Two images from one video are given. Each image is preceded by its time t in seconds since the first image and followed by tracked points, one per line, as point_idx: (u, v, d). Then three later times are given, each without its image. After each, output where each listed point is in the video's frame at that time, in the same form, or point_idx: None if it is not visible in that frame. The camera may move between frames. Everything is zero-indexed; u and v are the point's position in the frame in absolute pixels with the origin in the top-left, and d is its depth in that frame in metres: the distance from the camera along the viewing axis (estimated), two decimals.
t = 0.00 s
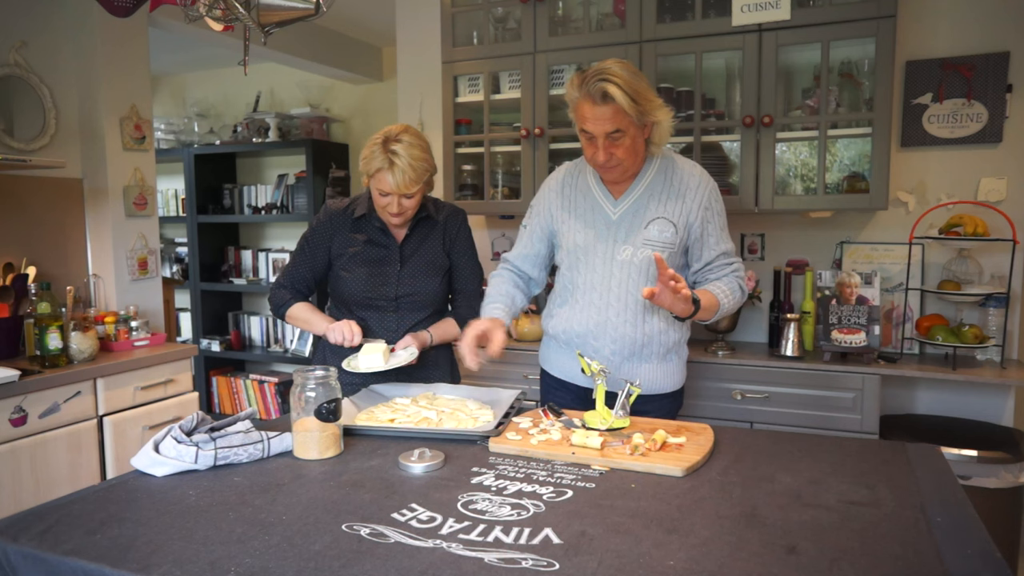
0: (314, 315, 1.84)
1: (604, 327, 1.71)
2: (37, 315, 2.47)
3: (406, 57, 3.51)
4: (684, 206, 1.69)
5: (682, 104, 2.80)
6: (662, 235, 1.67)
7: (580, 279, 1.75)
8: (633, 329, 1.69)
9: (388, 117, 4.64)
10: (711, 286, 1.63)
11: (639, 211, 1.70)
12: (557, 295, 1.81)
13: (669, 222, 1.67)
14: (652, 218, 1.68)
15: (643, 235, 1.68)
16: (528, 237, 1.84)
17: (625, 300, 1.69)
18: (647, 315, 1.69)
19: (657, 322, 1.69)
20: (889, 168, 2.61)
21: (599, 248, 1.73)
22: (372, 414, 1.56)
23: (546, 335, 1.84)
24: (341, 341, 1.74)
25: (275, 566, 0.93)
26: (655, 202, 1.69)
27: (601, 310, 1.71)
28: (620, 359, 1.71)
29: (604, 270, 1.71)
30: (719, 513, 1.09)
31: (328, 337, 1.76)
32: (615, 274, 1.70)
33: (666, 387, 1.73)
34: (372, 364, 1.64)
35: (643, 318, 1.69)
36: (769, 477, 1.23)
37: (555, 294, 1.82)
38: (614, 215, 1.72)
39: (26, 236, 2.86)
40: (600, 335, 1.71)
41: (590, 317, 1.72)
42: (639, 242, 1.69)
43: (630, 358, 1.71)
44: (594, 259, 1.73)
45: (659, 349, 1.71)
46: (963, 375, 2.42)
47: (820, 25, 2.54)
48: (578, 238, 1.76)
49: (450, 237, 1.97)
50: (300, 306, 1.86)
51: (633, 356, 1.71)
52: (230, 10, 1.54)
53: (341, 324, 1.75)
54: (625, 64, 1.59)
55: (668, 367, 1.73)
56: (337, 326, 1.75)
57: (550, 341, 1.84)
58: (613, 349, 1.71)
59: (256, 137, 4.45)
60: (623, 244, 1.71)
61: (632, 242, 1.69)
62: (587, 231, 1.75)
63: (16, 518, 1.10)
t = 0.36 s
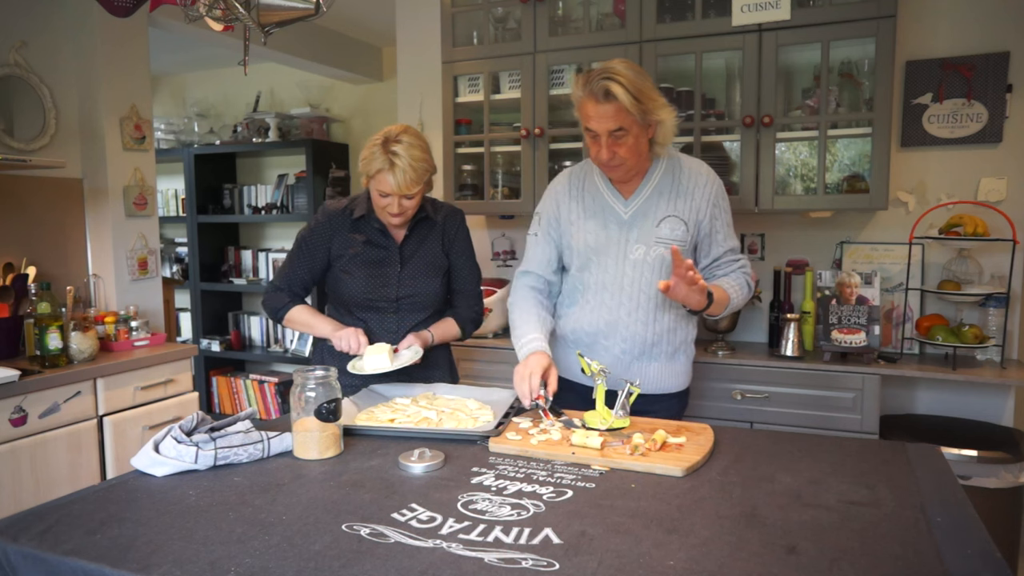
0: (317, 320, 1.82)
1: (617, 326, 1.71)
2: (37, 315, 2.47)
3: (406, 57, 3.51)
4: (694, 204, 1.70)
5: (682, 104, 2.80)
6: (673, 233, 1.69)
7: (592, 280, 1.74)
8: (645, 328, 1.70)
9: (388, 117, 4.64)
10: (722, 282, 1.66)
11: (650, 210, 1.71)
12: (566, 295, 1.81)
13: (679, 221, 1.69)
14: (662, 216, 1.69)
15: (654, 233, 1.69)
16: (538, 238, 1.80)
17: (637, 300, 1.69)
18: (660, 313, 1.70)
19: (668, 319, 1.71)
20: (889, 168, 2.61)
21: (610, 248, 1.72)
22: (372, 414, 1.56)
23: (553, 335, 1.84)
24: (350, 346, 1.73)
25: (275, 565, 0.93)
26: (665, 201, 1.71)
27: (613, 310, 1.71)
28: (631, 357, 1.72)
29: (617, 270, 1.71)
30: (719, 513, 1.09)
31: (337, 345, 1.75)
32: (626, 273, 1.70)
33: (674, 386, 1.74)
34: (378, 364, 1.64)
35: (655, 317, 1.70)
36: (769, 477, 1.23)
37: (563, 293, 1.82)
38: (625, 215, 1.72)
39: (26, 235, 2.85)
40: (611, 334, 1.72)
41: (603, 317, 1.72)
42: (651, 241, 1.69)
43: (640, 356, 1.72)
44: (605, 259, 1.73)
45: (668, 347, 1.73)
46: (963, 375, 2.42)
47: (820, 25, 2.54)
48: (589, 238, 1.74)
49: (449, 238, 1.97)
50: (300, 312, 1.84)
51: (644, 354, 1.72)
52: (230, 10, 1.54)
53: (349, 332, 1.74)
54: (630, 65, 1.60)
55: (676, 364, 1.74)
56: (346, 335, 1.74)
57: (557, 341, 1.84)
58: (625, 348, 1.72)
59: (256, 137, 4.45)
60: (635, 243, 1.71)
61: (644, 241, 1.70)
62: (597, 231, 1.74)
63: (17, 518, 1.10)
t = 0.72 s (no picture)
0: (321, 318, 1.77)
1: (619, 327, 1.71)
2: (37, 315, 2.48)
3: (406, 57, 3.51)
4: (697, 205, 1.71)
5: (682, 104, 2.80)
6: (677, 234, 1.69)
7: (594, 279, 1.74)
8: (647, 328, 1.70)
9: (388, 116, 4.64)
10: (726, 285, 1.67)
11: (653, 210, 1.71)
12: (568, 295, 1.81)
13: (683, 222, 1.69)
14: (666, 218, 1.70)
15: (658, 234, 1.69)
16: (542, 239, 1.81)
17: (641, 301, 1.69)
18: (661, 314, 1.70)
19: (671, 320, 1.71)
20: (889, 168, 2.61)
21: (613, 248, 1.73)
22: (372, 414, 1.56)
23: (555, 335, 1.84)
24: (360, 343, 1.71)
25: (275, 566, 0.93)
26: (669, 202, 1.71)
27: (615, 310, 1.71)
28: (633, 357, 1.72)
29: (619, 270, 1.71)
30: (719, 513, 1.09)
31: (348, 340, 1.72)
32: (630, 273, 1.70)
33: (677, 386, 1.74)
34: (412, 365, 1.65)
35: (657, 317, 1.70)
36: (769, 477, 1.23)
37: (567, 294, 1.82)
38: (629, 215, 1.73)
39: (26, 235, 2.85)
40: (615, 334, 1.72)
41: (605, 317, 1.72)
42: (654, 242, 1.70)
43: (643, 356, 1.72)
44: (608, 259, 1.73)
45: (671, 347, 1.72)
46: (963, 375, 2.42)
47: (820, 25, 2.54)
48: (592, 238, 1.74)
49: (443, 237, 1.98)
50: (300, 315, 1.78)
51: (646, 354, 1.72)
52: (230, 10, 1.54)
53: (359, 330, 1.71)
54: (632, 68, 1.60)
55: (679, 365, 1.74)
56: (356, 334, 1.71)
57: (558, 341, 1.83)
58: (627, 349, 1.72)
59: (256, 137, 4.45)
60: (638, 243, 1.71)
61: (647, 241, 1.70)
62: (601, 231, 1.74)
63: (16, 518, 1.10)
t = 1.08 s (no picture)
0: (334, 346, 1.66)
1: (607, 327, 1.73)
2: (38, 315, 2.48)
3: (406, 57, 3.51)
4: (689, 208, 1.69)
5: (682, 104, 2.80)
6: (666, 238, 1.69)
7: (585, 279, 1.78)
8: (634, 330, 1.71)
9: (388, 116, 4.64)
10: (715, 290, 1.65)
11: (644, 213, 1.72)
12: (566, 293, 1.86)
13: (673, 225, 1.69)
14: (656, 221, 1.70)
15: (646, 237, 1.70)
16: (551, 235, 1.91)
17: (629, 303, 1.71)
18: (649, 317, 1.70)
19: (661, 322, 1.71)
20: (889, 168, 2.61)
21: (603, 249, 1.76)
22: (372, 414, 1.56)
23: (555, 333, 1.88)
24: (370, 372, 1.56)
25: (275, 566, 0.93)
26: (660, 204, 1.71)
27: (603, 311, 1.74)
28: (623, 358, 1.73)
29: (608, 271, 1.74)
30: (719, 513, 1.09)
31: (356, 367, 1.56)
32: (618, 275, 1.72)
33: (672, 385, 1.74)
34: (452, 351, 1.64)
35: (644, 319, 1.70)
36: (769, 477, 1.23)
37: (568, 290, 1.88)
38: (619, 217, 1.75)
39: (26, 236, 2.85)
40: (604, 335, 1.74)
41: (595, 317, 1.75)
42: (643, 244, 1.70)
43: (633, 357, 1.73)
44: (598, 261, 1.76)
45: (661, 349, 1.72)
46: (963, 375, 2.42)
47: (820, 25, 2.54)
48: (585, 238, 1.79)
49: (434, 236, 2.00)
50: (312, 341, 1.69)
51: (635, 356, 1.73)
52: (230, 10, 1.54)
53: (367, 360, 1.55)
54: (624, 72, 1.62)
55: (673, 367, 1.74)
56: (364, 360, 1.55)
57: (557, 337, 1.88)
58: (615, 350, 1.73)
59: (256, 137, 4.45)
60: (626, 245, 1.72)
61: (636, 244, 1.71)
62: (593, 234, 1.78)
63: (17, 518, 1.10)
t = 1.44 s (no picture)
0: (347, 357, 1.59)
1: (585, 322, 1.76)
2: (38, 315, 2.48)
3: (405, 57, 3.51)
4: (664, 204, 1.71)
5: (682, 104, 2.80)
6: (641, 232, 1.70)
7: (564, 275, 1.81)
8: (611, 325, 1.73)
9: (388, 116, 4.64)
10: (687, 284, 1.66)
11: (620, 208, 1.74)
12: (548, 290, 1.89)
13: (648, 220, 1.70)
14: (631, 216, 1.72)
15: (622, 232, 1.72)
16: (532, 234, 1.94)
17: (607, 297, 1.73)
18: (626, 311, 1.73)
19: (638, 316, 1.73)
20: (888, 168, 2.61)
21: (581, 245, 1.78)
22: (372, 414, 1.56)
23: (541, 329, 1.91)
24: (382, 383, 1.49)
25: (275, 565, 0.93)
26: (635, 200, 1.72)
27: (581, 306, 1.77)
28: (602, 353, 1.75)
29: (586, 267, 1.76)
30: (719, 513, 1.09)
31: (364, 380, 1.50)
32: (596, 270, 1.75)
33: (652, 381, 1.75)
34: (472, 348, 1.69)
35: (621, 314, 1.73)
36: (769, 477, 1.24)
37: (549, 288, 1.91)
38: (597, 213, 1.77)
39: (25, 236, 2.85)
40: (582, 330, 1.77)
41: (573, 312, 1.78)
42: (618, 240, 1.72)
43: (612, 352, 1.74)
44: (576, 257, 1.78)
45: (639, 344, 1.74)
46: (963, 375, 2.42)
47: (820, 25, 2.54)
48: (563, 235, 1.82)
49: (454, 237, 1.98)
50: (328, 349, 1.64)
51: (613, 351, 1.74)
52: (230, 10, 1.54)
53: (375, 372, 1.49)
54: (602, 71, 1.68)
55: (652, 362, 1.75)
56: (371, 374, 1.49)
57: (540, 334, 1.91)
58: (594, 344, 1.76)
59: (256, 137, 4.45)
60: (603, 241, 1.75)
61: (612, 239, 1.74)
62: (573, 230, 1.80)
63: (16, 518, 1.10)
